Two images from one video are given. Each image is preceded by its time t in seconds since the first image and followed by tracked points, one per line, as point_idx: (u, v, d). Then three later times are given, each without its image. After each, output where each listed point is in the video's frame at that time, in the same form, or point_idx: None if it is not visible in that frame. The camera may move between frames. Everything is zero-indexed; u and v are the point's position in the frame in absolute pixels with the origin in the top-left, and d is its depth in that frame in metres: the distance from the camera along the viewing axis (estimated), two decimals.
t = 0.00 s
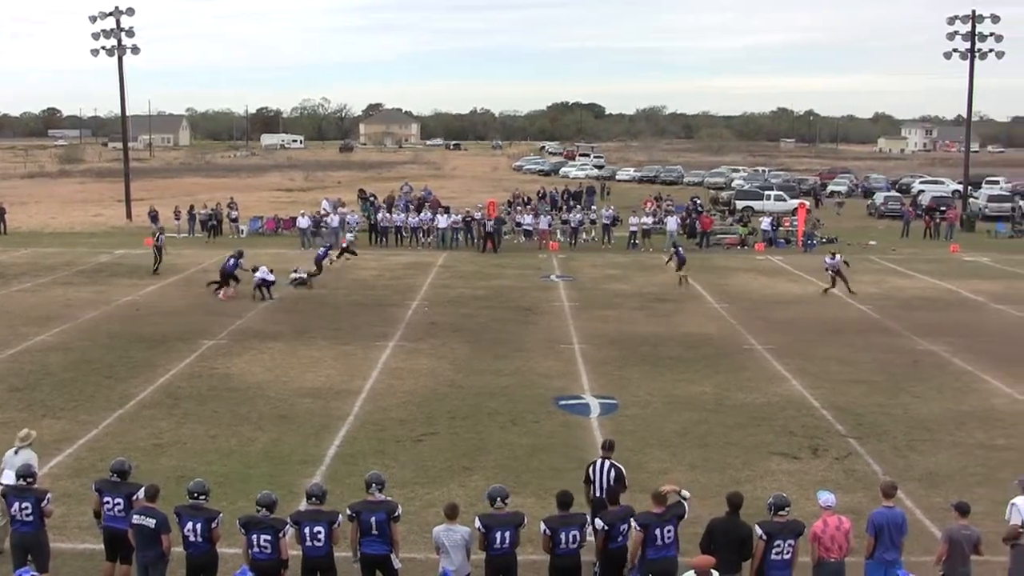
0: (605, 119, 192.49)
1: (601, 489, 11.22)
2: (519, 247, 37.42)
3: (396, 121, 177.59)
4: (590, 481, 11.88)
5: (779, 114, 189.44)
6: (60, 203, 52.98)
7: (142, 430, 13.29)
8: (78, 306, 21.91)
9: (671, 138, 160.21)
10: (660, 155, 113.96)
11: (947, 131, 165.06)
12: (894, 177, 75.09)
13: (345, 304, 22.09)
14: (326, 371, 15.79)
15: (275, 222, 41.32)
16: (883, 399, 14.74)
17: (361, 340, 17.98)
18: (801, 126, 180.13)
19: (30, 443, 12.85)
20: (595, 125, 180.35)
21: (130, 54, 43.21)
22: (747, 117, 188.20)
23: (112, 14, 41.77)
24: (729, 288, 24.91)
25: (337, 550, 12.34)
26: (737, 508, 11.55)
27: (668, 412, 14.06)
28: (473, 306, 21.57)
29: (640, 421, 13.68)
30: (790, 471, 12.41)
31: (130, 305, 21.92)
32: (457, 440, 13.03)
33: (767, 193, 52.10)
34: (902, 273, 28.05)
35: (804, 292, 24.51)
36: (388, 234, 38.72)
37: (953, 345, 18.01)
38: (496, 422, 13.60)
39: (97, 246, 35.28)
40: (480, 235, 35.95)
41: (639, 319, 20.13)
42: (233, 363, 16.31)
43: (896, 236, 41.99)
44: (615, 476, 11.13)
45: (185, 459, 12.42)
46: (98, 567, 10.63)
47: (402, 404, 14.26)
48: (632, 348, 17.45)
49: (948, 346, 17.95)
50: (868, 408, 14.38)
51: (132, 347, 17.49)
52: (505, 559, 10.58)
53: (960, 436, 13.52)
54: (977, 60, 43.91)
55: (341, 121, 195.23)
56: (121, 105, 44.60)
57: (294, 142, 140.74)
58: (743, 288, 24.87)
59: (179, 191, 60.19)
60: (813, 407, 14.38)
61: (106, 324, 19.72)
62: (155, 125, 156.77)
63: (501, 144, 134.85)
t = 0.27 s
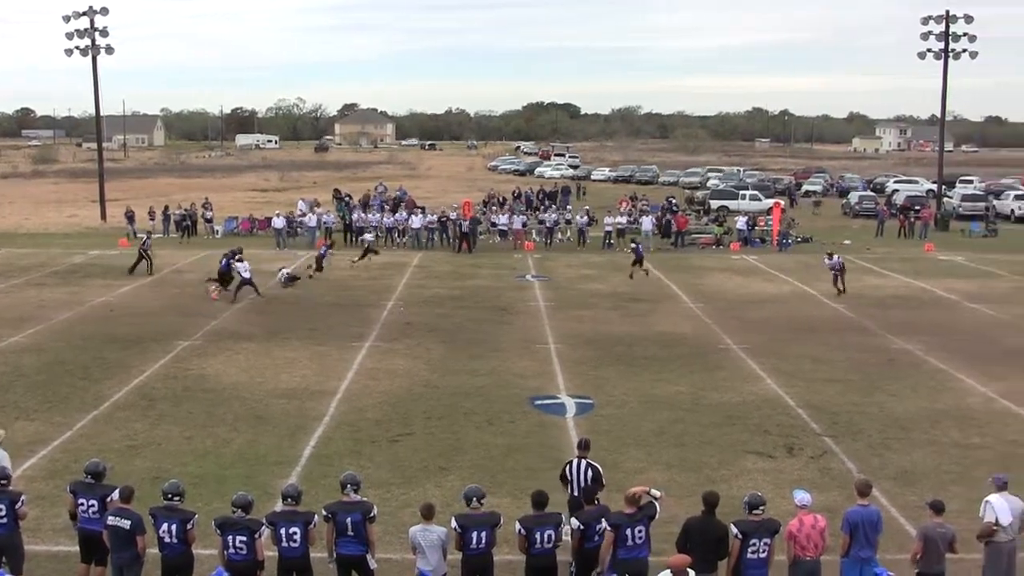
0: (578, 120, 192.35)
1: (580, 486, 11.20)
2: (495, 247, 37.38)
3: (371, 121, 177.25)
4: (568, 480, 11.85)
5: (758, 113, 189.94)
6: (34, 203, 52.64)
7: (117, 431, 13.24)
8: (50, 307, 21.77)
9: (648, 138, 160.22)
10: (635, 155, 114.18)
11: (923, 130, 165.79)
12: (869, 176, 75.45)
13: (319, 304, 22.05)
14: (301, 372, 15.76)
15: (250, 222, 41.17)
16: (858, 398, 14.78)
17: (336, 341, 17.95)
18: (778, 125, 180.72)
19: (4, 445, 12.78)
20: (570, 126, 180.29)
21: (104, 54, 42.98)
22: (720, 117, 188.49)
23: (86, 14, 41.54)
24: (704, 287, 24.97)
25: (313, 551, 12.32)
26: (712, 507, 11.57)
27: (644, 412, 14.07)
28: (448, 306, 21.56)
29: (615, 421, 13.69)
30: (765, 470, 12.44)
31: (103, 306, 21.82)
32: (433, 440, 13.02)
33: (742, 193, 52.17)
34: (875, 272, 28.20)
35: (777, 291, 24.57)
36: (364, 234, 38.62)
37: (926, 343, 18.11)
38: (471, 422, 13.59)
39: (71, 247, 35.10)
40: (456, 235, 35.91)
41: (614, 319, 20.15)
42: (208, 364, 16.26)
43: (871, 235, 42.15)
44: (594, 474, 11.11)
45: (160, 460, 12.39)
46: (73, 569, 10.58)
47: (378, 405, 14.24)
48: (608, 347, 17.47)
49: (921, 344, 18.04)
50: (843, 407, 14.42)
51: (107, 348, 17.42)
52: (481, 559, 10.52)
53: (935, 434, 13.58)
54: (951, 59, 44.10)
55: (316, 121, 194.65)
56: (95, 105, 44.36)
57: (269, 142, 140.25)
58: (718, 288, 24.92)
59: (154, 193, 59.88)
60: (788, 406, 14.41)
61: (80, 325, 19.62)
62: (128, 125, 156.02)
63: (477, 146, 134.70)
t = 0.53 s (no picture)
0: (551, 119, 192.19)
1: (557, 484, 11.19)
2: (466, 247, 37.35)
3: (343, 121, 176.89)
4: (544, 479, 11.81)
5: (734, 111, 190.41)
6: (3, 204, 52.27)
7: (88, 433, 13.19)
8: (20, 308, 21.66)
9: (618, 138, 160.25)
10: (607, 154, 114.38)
11: (895, 128, 166.41)
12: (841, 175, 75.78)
13: (291, 305, 22.00)
14: (273, 373, 15.73)
15: (221, 224, 41.07)
16: (829, 397, 14.84)
17: (307, 341, 17.92)
18: (750, 124, 181.25)
19: None
20: (542, 125, 180.01)
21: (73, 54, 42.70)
22: (693, 116, 188.55)
23: (55, 13, 41.27)
24: (676, 287, 25.03)
25: (286, 552, 12.28)
26: (684, 506, 11.60)
27: (617, 411, 14.09)
28: (420, 306, 21.56)
29: (587, 420, 13.71)
30: (737, 468, 12.47)
31: (74, 307, 21.70)
32: (404, 440, 13.01)
33: (713, 192, 52.29)
34: (844, 271, 28.36)
35: (748, 290, 24.65)
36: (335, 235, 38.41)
37: (897, 342, 18.22)
38: (443, 422, 13.58)
39: (41, 248, 34.88)
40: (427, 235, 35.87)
41: (586, 318, 20.18)
42: (180, 365, 16.20)
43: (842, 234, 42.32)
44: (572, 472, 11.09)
45: (131, 462, 12.34)
46: (44, 571, 10.52)
47: (350, 405, 14.22)
48: (581, 347, 17.50)
49: (892, 343, 18.15)
50: (814, 406, 14.48)
51: (78, 350, 17.33)
52: (454, 558, 10.48)
53: (905, 433, 13.68)
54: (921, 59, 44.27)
55: (287, 121, 194.10)
56: (65, 105, 44.07)
57: (241, 142, 139.63)
58: (689, 287, 24.98)
59: (125, 193, 59.51)
60: (760, 405, 14.45)
61: (51, 326, 19.51)
62: (97, 125, 155.19)
63: (448, 145, 134.25)
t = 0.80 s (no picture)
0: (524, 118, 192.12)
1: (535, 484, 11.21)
2: (436, 247, 37.34)
3: (312, 121, 176.24)
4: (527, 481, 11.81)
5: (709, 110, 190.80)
6: None
7: (56, 435, 13.12)
8: None
9: (589, 139, 160.23)
10: (576, 154, 114.53)
11: (866, 128, 167.13)
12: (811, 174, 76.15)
13: (260, 305, 21.93)
14: (243, 374, 15.69)
15: (191, 224, 41.09)
16: (799, 396, 14.90)
17: (278, 342, 17.88)
18: (715, 124, 181.67)
19: None
20: (513, 124, 179.75)
21: (42, 53, 42.40)
22: (664, 116, 188.83)
23: (23, 12, 40.95)
24: (646, 286, 25.08)
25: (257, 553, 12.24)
26: (656, 505, 11.63)
27: (587, 411, 14.10)
28: (390, 306, 21.54)
29: (558, 420, 13.72)
30: (708, 467, 12.50)
31: (41, 309, 21.57)
32: (375, 441, 13.00)
33: (683, 191, 52.45)
34: (813, 269, 28.55)
35: (717, 289, 24.73)
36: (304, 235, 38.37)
37: (866, 340, 18.36)
38: (414, 422, 13.58)
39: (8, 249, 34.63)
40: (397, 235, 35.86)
41: (557, 318, 20.20)
42: (149, 366, 16.14)
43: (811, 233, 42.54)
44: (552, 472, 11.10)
45: (100, 464, 12.29)
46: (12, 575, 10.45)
47: (320, 405, 14.20)
48: (551, 346, 17.53)
49: (862, 342, 18.28)
50: (783, 404, 14.53)
51: (47, 351, 17.23)
52: (424, 559, 10.44)
53: (874, 431, 13.78)
54: (889, 59, 44.53)
55: (256, 121, 193.40)
56: (33, 105, 43.75)
57: (210, 142, 138.83)
58: (659, 286, 25.03)
59: (93, 194, 59.14)
60: (730, 404, 14.49)
61: (19, 328, 19.39)
62: (66, 124, 154.22)
63: (417, 145, 133.83)
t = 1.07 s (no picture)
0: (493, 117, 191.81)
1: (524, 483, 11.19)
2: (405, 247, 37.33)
3: (279, 121, 175.40)
4: (516, 478, 11.83)
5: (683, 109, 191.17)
6: None
7: (23, 436, 13.05)
8: None
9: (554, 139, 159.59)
10: (544, 153, 114.61)
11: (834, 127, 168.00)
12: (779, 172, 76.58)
13: (227, 305, 21.87)
14: (211, 374, 15.65)
15: (158, 224, 41.01)
16: (766, 394, 14.97)
17: (246, 342, 17.84)
18: (682, 123, 182.11)
19: None
20: (480, 124, 179.28)
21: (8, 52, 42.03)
22: (631, 116, 189.18)
23: None
24: (615, 284, 25.14)
25: (224, 554, 12.18)
26: (624, 504, 11.65)
27: (556, 410, 14.11)
28: (358, 306, 21.54)
29: (527, 418, 13.74)
30: (676, 465, 12.53)
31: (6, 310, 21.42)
32: (343, 441, 12.99)
33: (651, 190, 52.61)
34: (780, 267, 28.74)
35: (684, 288, 24.81)
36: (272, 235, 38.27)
37: (834, 339, 18.48)
38: (383, 422, 13.57)
39: None
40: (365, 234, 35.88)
41: (525, 317, 20.25)
42: (116, 368, 16.08)
43: (779, 232, 42.81)
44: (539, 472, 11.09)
45: (67, 465, 12.24)
46: None
47: (289, 406, 14.18)
48: (520, 345, 17.57)
49: (831, 340, 18.40)
50: (752, 403, 14.59)
51: (13, 353, 17.11)
52: (394, 559, 10.37)
53: (842, 428, 13.87)
54: (856, 58, 44.81)
55: (223, 121, 192.47)
56: None
57: (177, 142, 137.65)
58: (628, 285, 25.09)
59: (59, 194, 58.73)
60: (698, 403, 14.53)
61: None
62: (32, 124, 153.08)
63: (385, 145, 133.36)
